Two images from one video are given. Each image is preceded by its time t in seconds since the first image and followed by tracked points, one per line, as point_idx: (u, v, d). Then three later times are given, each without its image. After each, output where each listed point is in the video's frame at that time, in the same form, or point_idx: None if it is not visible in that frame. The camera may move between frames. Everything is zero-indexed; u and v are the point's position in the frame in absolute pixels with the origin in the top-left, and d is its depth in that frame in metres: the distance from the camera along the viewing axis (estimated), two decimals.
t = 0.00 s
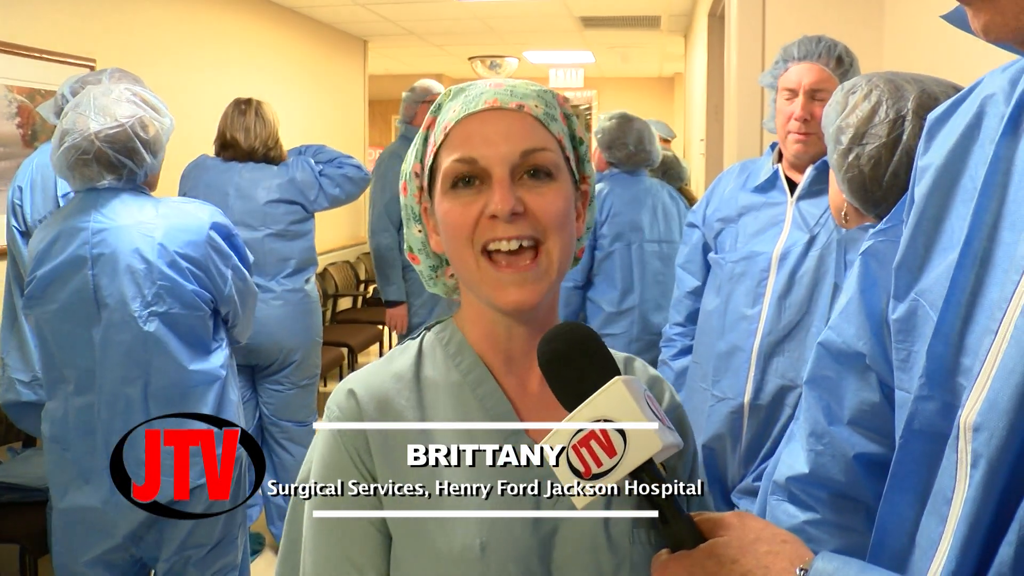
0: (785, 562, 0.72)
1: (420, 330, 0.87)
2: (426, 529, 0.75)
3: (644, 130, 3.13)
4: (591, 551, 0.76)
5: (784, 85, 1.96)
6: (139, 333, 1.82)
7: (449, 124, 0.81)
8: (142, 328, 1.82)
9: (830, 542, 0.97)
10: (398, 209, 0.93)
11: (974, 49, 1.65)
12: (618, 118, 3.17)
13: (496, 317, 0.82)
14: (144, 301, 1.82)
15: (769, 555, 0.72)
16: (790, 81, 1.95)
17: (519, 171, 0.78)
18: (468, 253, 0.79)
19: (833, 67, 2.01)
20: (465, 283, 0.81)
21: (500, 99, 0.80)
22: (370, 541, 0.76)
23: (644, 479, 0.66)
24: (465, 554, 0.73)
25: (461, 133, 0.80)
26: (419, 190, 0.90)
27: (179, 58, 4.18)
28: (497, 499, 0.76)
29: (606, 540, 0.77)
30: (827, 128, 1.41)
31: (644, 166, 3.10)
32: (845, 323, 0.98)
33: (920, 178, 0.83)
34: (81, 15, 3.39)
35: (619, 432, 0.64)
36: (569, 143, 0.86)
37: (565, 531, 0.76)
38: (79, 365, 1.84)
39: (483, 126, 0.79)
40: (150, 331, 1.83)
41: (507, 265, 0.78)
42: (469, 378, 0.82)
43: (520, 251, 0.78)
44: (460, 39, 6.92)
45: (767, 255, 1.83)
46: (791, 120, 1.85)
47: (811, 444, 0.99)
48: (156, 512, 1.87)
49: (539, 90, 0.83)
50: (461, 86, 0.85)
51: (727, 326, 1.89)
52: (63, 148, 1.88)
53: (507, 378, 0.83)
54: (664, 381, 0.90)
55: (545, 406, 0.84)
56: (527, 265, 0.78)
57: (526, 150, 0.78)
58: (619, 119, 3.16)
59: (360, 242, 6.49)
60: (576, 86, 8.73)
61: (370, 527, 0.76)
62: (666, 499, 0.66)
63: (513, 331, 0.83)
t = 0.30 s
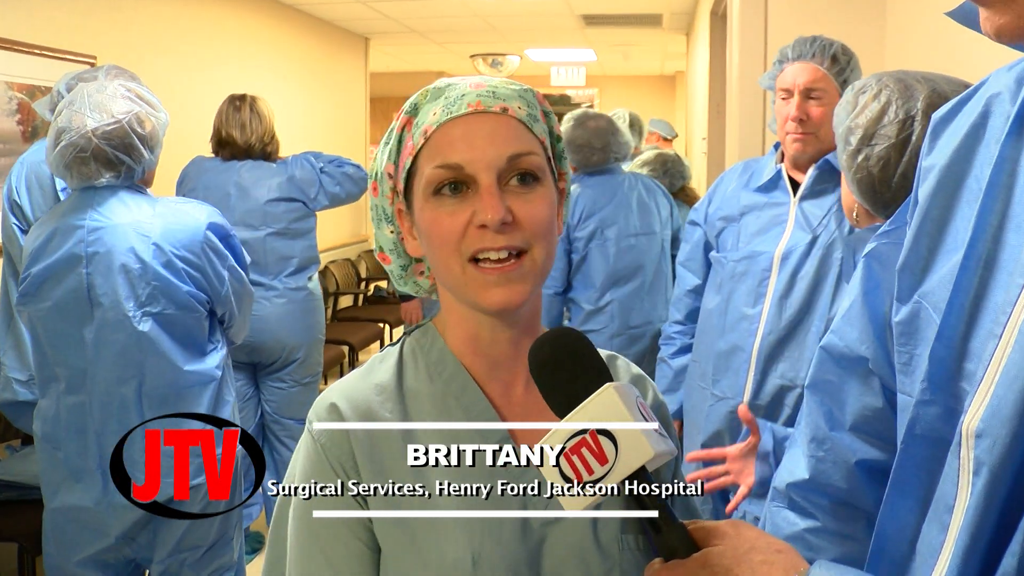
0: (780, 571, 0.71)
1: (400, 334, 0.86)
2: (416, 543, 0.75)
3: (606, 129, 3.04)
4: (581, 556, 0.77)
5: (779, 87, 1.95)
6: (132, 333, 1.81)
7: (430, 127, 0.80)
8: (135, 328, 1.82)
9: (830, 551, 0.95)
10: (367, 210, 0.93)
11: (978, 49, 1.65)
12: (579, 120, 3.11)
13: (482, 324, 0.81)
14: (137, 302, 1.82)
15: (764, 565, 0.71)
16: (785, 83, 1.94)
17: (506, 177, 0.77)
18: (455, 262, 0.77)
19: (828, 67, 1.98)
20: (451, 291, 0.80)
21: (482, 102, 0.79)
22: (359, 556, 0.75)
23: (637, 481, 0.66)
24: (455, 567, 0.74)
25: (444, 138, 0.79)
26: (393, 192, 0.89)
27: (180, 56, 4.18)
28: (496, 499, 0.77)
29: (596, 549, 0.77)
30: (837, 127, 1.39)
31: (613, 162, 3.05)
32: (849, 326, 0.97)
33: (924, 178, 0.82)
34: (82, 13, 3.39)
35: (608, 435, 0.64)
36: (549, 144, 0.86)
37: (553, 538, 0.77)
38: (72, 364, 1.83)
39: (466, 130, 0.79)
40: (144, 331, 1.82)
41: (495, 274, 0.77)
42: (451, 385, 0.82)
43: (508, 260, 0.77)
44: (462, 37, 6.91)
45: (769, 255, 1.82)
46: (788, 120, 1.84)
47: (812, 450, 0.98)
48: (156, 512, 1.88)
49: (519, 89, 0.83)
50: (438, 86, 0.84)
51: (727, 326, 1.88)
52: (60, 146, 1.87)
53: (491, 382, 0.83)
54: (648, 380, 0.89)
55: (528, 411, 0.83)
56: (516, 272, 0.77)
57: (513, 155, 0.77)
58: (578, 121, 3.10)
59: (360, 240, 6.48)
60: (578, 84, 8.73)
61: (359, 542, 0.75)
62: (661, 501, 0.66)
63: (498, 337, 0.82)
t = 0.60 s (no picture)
0: None
1: (386, 336, 0.88)
2: (411, 541, 0.75)
3: (602, 127, 3.05)
4: (572, 553, 0.78)
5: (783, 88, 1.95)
6: (119, 339, 1.81)
7: (425, 134, 0.80)
8: (123, 334, 1.81)
9: (834, 558, 0.94)
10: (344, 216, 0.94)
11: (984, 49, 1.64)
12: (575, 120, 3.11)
13: (472, 323, 0.83)
14: (125, 308, 1.82)
15: (759, 570, 0.73)
16: (789, 85, 1.95)
17: (504, 179, 0.78)
18: (457, 268, 0.78)
19: (831, 69, 1.94)
20: (450, 295, 0.81)
21: (477, 106, 0.80)
22: (349, 554, 0.75)
23: (635, 480, 0.66)
24: (450, 563, 0.74)
25: (439, 145, 0.79)
26: (375, 199, 0.89)
27: (186, 56, 4.19)
28: (495, 499, 0.78)
29: (586, 541, 0.78)
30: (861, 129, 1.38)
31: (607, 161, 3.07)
32: (854, 331, 0.96)
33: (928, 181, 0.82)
34: (88, 13, 3.40)
35: (602, 436, 0.65)
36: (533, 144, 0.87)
37: (543, 535, 0.78)
38: (69, 364, 1.83)
39: (461, 136, 0.79)
40: (131, 337, 1.82)
41: (500, 278, 0.78)
42: (441, 383, 0.83)
43: (511, 264, 0.78)
44: (467, 37, 6.91)
45: (776, 257, 1.81)
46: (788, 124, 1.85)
47: (816, 455, 0.98)
48: (155, 512, 1.90)
49: (506, 91, 0.84)
50: (426, 90, 0.84)
51: (734, 328, 1.88)
52: (71, 146, 1.86)
53: (482, 380, 0.85)
54: (632, 378, 0.91)
55: (515, 407, 0.85)
56: (518, 275, 0.78)
57: (512, 159, 0.78)
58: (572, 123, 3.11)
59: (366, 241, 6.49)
60: (584, 85, 8.71)
61: (351, 540, 0.75)
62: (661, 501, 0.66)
63: (488, 336, 0.84)
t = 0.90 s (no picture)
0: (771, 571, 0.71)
1: (362, 330, 0.90)
2: (385, 537, 0.76)
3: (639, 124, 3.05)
4: (551, 552, 0.79)
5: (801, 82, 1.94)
6: (110, 338, 1.82)
7: (414, 121, 0.81)
8: (114, 333, 1.82)
9: (846, 556, 0.95)
10: (315, 209, 0.95)
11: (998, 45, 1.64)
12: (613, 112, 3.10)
13: (451, 313, 0.85)
14: (115, 309, 1.83)
15: (756, 565, 0.71)
16: (807, 80, 1.94)
17: (493, 167, 0.80)
18: (450, 254, 0.78)
19: (852, 69, 1.94)
20: (438, 282, 0.81)
21: (466, 95, 0.81)
22: (321, 548, 0.77)
23: (635, 481, 0.66)
24: (424, 557, 0.76)
25: (427, 134, 0.81)
26: (352, 191, 0.90)
27: (194, 53, 4.20)
28: (494, 499, 0.79)
29: (563, 536, 0.79)
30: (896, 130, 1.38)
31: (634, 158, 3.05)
32: (864, 328, 0.96)
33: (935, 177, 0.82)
34: (97, 11, 3.42)
35: (602, 434, 0.65)
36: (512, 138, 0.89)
37: (521, 530, 0.79)
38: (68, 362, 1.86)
39: (450, 123, 0.80)
40: (121, 337, 1.83)
41: (495, 263, 0.78)
42: (415, 377, 0.85)
43: (504, 249, 0.78)
44: (475, 34, 6.91)
45: (783, 254, 1.81)
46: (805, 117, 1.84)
47: (826, 453, 0.98)
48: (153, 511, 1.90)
49: (488, 83, 0.85)
50: (410, 79, 0.84)
51: (742, 325, 1.88)
52: (80, 142, 1.88)
53: (457, 375, 0.86)
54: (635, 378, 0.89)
55: (495, 402, 0.87)
56: (512, 260, 0.78)
57: (501, 146, 0.80)
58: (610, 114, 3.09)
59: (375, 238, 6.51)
60: (592, 82, 8.70)
61: (323, 535, 0.77)
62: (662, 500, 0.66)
63: (466, 326, 0.86)
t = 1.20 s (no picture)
0: (769, 563, 0.72)
1: (351, 324, 0.91)
2: (361, 535, 0.77)
3: (687, 123, 3.02)
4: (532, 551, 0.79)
5: (816, 80, 1.94)
6: (120, 334, 1.84)
7: (406, 113, 0.81)
8: (124, 329, 1.85)
9: (848, 552, 0.94)
10: (308, 199, 0.95)
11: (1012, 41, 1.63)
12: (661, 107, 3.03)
13: (437, 310, 0.85)
14: (125, 306, 1.84)
15: (754, 555, 0.71)
16: (823, 77, 1.93)
17: (485, 163, 0.80)
18: (438, 249, 0.79)
19: (869, 66, 1.93)
20: (424, 277, 0.82)
21: (460, 88, 0.81)
22: (301, 544, 0.79)
23: (637, 480, 0.66)
24: (401, 553, 0.76)
25: (419, 127, 0.81)
26: (344, 180, 0.90)
27: (205, 51, 4.22)
28: (495, 498, 0.80)
29: (546, 534, 0.79)
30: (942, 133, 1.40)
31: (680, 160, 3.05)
32: (867, 324, 0.95)
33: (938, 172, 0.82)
34: (109, 9, 3.44)
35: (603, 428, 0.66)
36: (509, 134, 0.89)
37: (502, 528, 0.79)
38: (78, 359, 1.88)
39: (443, 118, 0.80)
40: (130, 332, 1.85)
41: (481, 261, 0.78)
42: (401, 374, 0.85)
43: (491, 247, 0.78)
44: (486, 32, 6.90)
45: (796, 252, 1.81)
46: (821, 115, 1.83)
47: (830, 448, 0.97)
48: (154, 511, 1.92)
49: (484, 76, 0.85)
50: (405, 71, 0.84)
51: (754, 322, 1.87)
52: (90, 141, 1.90)
53: (443, 371, 0.86)
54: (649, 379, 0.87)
55: (481, 398, 0.87)
56: (498, 259, 0.79)
57: (493, 142, 0.80)
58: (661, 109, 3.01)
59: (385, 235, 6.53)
60: (603, 79, 8.68)
61: (305, 532, 0.79)
62: (658, 500, 0.65)
63: (453, 323, 0.85)
